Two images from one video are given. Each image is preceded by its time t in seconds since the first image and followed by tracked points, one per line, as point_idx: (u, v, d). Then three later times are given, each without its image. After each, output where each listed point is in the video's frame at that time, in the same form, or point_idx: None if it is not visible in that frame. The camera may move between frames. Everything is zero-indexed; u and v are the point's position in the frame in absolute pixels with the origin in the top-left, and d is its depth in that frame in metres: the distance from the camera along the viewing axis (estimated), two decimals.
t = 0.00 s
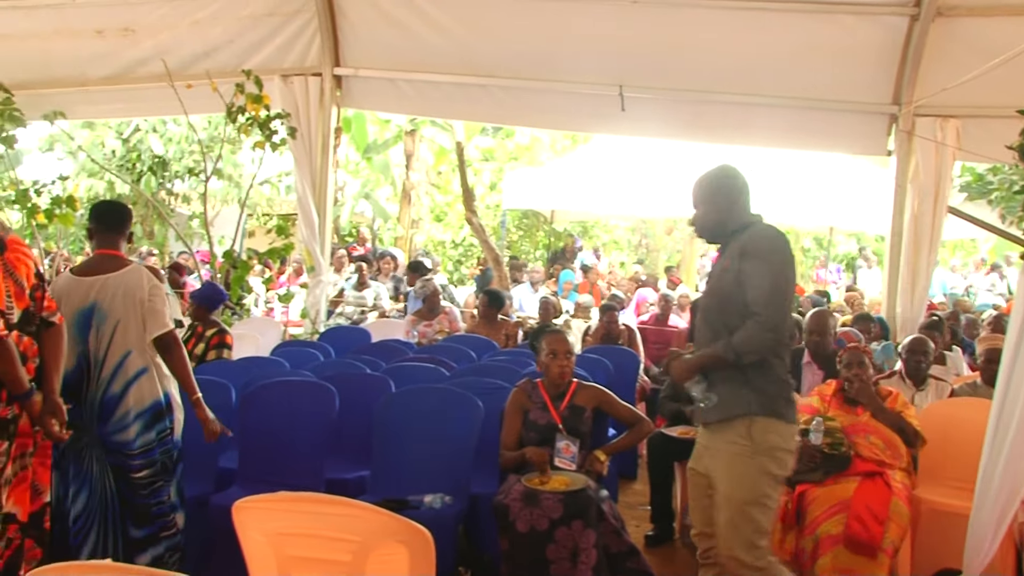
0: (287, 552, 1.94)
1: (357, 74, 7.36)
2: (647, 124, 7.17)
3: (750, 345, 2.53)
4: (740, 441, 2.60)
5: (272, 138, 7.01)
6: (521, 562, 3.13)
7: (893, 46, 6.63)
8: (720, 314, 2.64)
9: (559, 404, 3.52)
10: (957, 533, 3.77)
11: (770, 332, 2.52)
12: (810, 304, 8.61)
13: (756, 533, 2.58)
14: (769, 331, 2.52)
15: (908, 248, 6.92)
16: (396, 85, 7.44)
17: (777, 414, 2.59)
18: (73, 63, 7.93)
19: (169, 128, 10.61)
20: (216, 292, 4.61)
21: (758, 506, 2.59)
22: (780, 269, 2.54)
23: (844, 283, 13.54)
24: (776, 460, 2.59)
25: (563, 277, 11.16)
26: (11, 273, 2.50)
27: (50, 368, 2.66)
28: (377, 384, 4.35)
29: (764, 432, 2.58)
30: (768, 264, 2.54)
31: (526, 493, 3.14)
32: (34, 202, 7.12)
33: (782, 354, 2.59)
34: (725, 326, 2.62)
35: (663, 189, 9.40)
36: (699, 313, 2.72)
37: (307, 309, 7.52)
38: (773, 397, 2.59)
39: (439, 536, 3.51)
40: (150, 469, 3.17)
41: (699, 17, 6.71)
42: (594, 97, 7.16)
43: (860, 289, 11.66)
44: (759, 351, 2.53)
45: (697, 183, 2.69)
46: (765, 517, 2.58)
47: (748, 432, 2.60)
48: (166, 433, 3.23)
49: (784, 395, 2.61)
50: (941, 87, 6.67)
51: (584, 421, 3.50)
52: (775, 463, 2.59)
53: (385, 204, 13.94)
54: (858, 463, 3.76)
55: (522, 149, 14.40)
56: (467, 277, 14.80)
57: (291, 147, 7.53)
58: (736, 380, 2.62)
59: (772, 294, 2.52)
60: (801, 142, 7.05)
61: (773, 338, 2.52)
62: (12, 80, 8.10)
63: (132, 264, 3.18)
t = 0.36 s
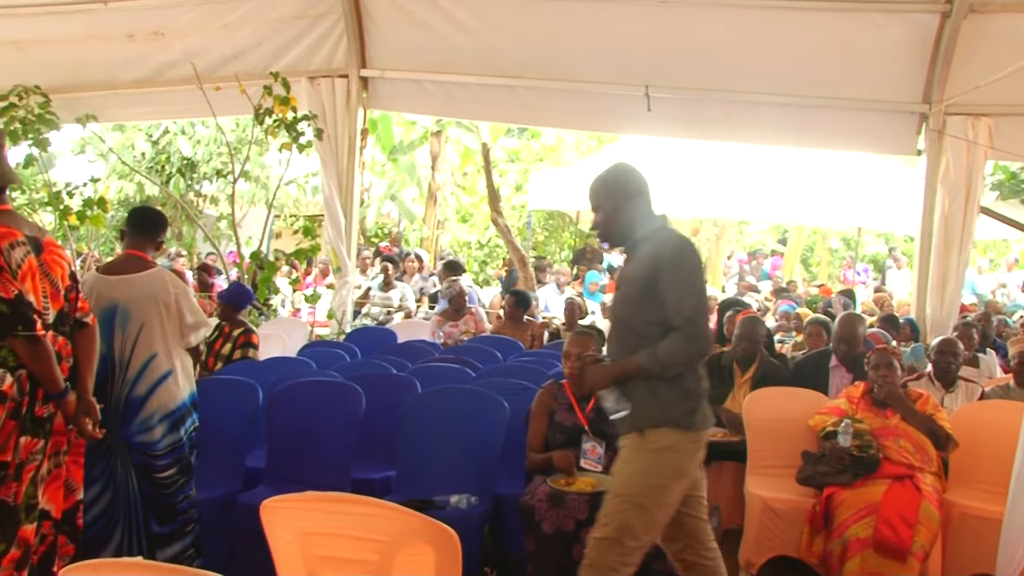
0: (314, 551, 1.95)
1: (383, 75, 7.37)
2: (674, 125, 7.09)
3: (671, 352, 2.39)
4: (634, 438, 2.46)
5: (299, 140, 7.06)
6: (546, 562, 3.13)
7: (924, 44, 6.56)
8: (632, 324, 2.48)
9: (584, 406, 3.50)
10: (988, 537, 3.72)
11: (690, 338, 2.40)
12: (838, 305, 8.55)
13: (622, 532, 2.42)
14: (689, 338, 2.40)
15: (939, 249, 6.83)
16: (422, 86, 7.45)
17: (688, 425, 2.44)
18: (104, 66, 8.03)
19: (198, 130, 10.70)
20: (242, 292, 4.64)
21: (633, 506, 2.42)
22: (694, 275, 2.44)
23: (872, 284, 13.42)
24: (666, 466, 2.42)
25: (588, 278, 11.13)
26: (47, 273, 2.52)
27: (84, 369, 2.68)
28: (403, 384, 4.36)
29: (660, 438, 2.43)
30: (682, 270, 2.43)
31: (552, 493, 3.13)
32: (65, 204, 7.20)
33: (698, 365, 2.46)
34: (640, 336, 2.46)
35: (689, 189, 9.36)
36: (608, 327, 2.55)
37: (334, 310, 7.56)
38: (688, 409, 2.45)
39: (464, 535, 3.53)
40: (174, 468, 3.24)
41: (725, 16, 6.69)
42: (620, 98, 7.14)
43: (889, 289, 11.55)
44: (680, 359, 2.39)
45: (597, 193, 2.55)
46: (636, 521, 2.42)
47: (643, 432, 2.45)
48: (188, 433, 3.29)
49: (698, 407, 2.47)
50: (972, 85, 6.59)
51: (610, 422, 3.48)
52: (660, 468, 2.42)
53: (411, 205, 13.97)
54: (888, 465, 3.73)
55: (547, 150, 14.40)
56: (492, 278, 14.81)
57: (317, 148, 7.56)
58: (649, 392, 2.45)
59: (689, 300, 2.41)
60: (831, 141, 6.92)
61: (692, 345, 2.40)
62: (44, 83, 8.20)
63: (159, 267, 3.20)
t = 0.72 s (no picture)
0: (342, 552, 1.95)
1: (411, 77, 7.39)
2: (703, 125, 7.05)
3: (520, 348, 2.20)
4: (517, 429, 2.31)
5: (326, 141, 7.13)
6: (574, 563, 3.12)
7: (957, 41, 6.48)
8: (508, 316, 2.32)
9: (612, 408, 3.50)
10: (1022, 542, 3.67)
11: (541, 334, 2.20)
12: (867, 306, 8.48)
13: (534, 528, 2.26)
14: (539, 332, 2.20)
15: (971, 250, 6.76)
16: (449, 87, 7.45)
17: (567, 419, 2.26)
18: (136, 70, 8.11)
19: (227, 132, 10.78)
20: (267, 292, 4.68)
21: (537, 502, 2.26)
22: (554, 263, 2.22)
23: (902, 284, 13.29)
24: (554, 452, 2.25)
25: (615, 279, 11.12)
26: (83, 276, 2.54)
27: (116, 370, 2.72)
28: (429, 385, 4.37)
29: (545, 431, 2.26)
30: (541, 259, 2.23)
31: (580, 495, 3.13)
32: (98, 206, 7.30)
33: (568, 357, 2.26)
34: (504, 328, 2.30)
35: (717, 189, 9.32)
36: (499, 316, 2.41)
37: (361, 310, 7.61)
38: (562, 404, 2.26)
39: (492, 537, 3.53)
40: (202, 467, 3.23)
41: (754, 15, 6.64)
42: (647, 98, 7.12)
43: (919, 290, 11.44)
44: (530, 352, 2.20)
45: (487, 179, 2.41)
46: (544, 515, 2.26)
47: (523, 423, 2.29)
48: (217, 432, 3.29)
49: (575, 404, 2.27)
50: (1007, 83, 6.50)
51: (638, 424, 3.49)
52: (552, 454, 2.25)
53: (438, 206, 14.01)
54: (919, 468, 3.69)
55: (574, 150, 14.39)
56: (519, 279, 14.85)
57: (345, 149, 7.59)
58: (523, 385, 2.30)
59: (542, 291, 2.21)
60: (860, 141, 6.88)
61: (545, 341, 2.20)
62: (77, 87, 8.31)
63: (191, 269, 3.23)
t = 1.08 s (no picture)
0: (379, 551, 1.97)
1: (444, 79, 7.42)
2: (737, 126, 7.01)
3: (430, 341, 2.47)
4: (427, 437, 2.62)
5: (360, 143, 7.19)
6: (608, 564, 3.12)
7: (997, 39, 6.38)
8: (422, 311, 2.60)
9: (646, 409, 3.49)
10: None
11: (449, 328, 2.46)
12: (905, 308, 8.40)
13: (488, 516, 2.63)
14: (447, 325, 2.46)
15: (1012, 252, 6.66)
16: (482, 89, 7.46)
17: (477, 415, 2.55)
18: (174, 74, 8.22)
19: (263, 135, 10.89)
20: (299, 291, 4.71)
21: (476, 497, 2.57)
22: (463, 263, 2.48)
23: (940, 286, 13.13)
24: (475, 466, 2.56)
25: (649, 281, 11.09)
26: (122, 277, 2.56)
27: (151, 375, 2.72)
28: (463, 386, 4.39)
29: (461, 430, 2.54)
30: (449, 258, 2.49)
31: (613, 496, 3.11)
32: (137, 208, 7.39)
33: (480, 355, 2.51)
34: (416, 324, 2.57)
35: (751, 190, 9.27)
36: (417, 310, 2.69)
37: (395, 311, 7.66)
38: (472, 400, 2.55)
39: (527, 538, 3.55)
40: (244, 463, 3.28)
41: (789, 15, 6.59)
42: (680, 98, 7.10)
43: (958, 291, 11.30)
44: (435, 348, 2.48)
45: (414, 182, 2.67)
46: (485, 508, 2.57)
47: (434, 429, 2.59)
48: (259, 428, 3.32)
49: (481, 399, 2.55)
50: None
51: (672, 425, 3.47)
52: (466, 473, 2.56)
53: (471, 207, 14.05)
54: (959, 473, 3.64)
55: (607, 151, 14.36)
56: (552, 280, 14.86)
57: (379, 150, 7.66)
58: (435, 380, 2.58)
59: (449, 289, 2.47)
60: (897, 141, 6.80)
61: (454, 334, 2.46)
62: (117, 92, 8.43)
63: (226, 270, 3.26)
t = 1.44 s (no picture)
0: (414, 552, 1.97)
1: (478, 80, 7.44)
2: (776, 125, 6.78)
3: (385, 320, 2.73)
4: (362, 418, 2.90)
5: (395, 145, 7.24)
6: (642, 567, 3.10)
7: None
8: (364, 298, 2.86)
9: (682, 412, 3.47)
10: None
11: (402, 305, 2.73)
12: (944, 309, 8.29)
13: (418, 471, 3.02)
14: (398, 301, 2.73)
15: None
16: (517, 90, 7.46)
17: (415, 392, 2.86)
18: (212, 77, 8.32)
19: (299, 137, 10.99)
20: (336, 293, 4.70)
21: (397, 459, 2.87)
22: (406, 248, 2.78)
23: (980, 288, 12.94)
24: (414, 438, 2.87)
25: (684, 282, 11.03)
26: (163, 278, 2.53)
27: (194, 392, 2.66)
28: (497, 388, 4.39)
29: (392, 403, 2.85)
30: (392, 246, 2.77)
31: (649, 499, 3.10)
32: (175, 210, 7.47)
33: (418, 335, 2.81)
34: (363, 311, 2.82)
35: (787, 191, 9.20)
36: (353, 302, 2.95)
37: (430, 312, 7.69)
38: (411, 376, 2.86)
39: (563, 540, 3.56)
40: (274, 469, 3.30)
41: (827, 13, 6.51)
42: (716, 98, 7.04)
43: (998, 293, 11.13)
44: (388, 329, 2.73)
45: (341, 184, 2.95)
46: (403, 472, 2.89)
47: (373, 409, 2.87)
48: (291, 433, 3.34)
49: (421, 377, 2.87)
50: None
51: (707, 428, 3.45)
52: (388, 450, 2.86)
53: (506, 209, 14.06)
54: (1002, 480, 3.59)
55: (642, 152, 14.30)
56: (586, 281, 14.84)
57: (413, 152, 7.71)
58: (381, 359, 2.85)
59: (396, 272, 2.75)
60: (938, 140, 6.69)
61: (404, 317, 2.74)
62: (157, 96, 8.55)
63: (255, 271, 3.28)
